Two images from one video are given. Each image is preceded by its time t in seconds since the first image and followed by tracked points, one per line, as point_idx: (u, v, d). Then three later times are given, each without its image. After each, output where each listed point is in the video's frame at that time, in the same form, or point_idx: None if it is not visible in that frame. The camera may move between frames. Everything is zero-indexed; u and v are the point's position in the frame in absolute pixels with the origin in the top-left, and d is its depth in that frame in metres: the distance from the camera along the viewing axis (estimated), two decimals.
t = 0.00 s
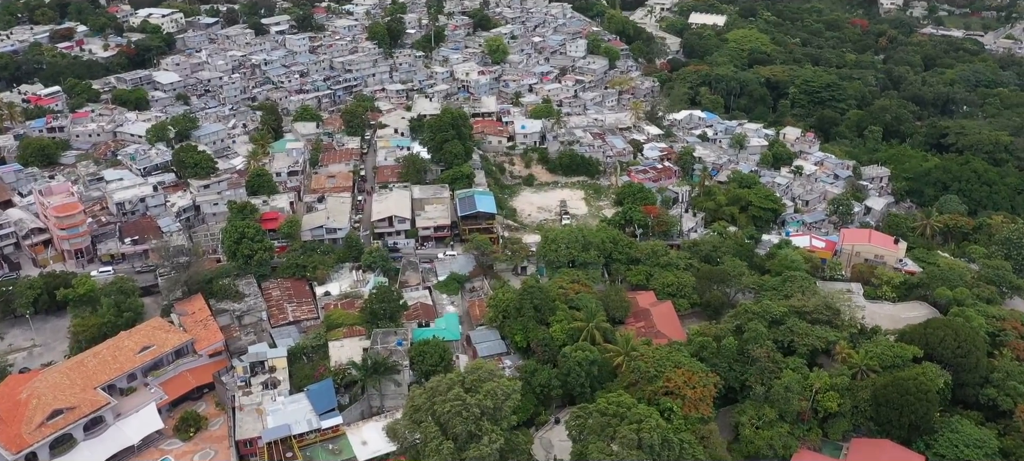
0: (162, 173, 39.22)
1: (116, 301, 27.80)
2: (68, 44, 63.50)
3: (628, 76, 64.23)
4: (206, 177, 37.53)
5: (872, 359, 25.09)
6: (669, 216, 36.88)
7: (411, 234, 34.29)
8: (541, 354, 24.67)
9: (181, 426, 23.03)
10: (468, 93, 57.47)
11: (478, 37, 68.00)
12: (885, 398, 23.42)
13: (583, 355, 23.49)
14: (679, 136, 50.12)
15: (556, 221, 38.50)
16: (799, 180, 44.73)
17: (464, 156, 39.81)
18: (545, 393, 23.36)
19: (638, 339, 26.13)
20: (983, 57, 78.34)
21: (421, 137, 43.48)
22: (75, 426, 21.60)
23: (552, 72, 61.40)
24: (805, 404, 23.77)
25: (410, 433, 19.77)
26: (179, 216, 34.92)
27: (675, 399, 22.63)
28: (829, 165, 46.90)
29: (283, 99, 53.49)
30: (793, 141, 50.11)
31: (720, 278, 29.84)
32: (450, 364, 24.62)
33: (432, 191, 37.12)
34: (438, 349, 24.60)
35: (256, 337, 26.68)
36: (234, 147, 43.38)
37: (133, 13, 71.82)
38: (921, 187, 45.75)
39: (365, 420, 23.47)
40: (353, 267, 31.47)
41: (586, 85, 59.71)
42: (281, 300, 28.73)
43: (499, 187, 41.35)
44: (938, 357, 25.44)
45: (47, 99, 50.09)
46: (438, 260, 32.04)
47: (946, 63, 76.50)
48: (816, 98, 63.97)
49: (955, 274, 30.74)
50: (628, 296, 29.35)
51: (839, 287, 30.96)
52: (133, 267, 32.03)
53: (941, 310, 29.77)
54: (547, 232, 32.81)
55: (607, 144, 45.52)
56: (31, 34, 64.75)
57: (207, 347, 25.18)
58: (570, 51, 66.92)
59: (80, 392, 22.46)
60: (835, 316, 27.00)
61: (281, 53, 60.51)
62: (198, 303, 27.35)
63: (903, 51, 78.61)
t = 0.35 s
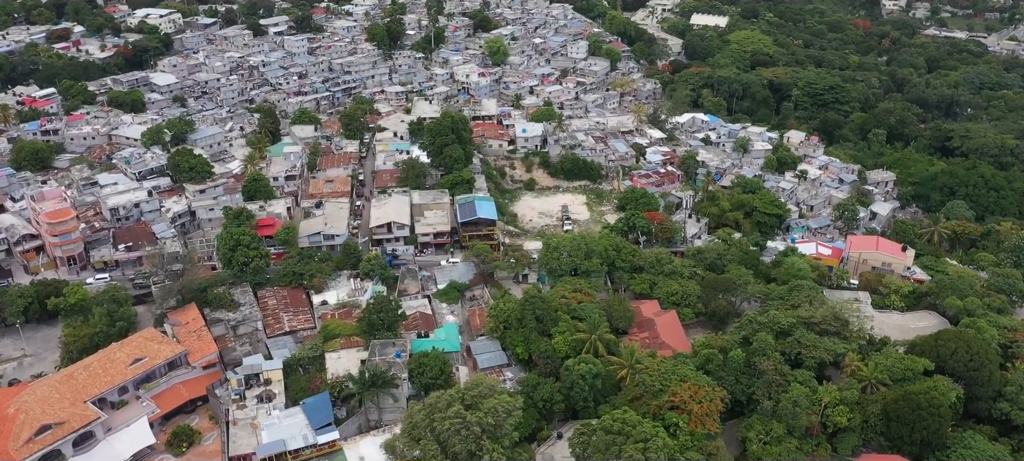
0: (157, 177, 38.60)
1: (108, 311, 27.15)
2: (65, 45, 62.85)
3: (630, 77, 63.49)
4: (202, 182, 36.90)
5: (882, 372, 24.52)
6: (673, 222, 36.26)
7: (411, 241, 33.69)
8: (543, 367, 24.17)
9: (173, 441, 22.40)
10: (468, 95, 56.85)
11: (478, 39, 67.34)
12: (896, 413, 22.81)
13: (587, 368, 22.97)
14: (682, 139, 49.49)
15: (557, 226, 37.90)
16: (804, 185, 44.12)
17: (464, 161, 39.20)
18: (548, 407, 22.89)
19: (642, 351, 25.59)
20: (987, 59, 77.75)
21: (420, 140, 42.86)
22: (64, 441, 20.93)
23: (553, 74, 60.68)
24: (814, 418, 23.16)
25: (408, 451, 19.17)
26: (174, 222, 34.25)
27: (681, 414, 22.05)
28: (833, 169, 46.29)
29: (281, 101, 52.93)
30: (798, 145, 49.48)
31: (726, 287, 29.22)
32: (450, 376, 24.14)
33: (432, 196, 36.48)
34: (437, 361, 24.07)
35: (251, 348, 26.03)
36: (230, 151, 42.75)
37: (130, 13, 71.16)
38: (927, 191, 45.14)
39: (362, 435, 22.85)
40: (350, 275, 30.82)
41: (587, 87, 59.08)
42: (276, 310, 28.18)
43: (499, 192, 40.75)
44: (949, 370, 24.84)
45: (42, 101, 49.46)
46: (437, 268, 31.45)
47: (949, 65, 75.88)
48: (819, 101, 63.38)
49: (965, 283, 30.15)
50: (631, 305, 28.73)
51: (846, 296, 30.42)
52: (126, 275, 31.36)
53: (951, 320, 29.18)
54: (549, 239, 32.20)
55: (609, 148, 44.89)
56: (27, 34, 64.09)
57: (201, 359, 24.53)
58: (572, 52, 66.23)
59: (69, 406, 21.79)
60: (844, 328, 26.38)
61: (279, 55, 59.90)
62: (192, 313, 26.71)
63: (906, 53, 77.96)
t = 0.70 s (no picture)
0: (153, 181, 38.02)
1: (100, 320, 26.56)
2: (61, 46, 62.20)
3: (632, 79, 62.84)
4: (198, 186, 36.30)
5: (892, 384, 23.94)
6: (677, 227, 35.68)
7: (410, 247, 33.11)
8: (545, 379, 23.54)
9: (166, 456, 21.81)
10: (468, 97, 56.28)
11: (479, 40, 66.71)
12: (908, 427, 22.22)
13: (590, 381, 22.38)
14: (685, 142, 48.90)
15: (559, 231, 37.36)
16: (808, 189, 43.56)
17: (465, 165, 38.61)
18: (551, 421, 22.12)
19: (646, 362, 25.01)
20: (991, 60, 77.17)
21: (420, 144, 42.24)
22: (52, 457, 20.33)
23: (554, 75, 59.98)
24: (823, 432, 22.61)
25: None
26: (168, 228, 33.67)
27: (687, 428, 21.51)
28: (838, 172, 45.73)
29: (279, 102, 52.35)
30: (802, 148, 48.91)
31: (731, 295, 28.65)
32: (450, 388, 23.51)
33: (431, 201, 35.87)
34: (437, 373, 23.54)
35: (246, 358, 25.49)
36: (228, 154, 42.15)
37: (128, 13, 70.49)
38: (932, 195, 44.60)
39: (360, 449, 22.24)
40: (349, 282, 30.22)
41: (589, 89, 58.47)
42: (273, 318, 27.49)
43: (500, 196, 40.21)
44: (961, 382, 24.27)
45: (37, 103, 48.45)
46: (437, 275, 30.78)
47: (953, 67, 75.27)
48: (822, 103, 62.82)
49: (975, 292, 29.59)
50: (635, 314, 28.12)
51: (853, 305, 29.95)
52: (119, 282, 30.71)
53: (961, 330, 28.61)
54: (551, 246, 31.62)
55: (611, 152, 44.29)
56: (24, 34, 63.46)
57: (195, 370, 23.92)
58: (573, 53, 65.56)
59: (59, 420, 21.19)
60: (852, 338, 25.80)
61: (278, 56, 59.32)
62: (186, 323, 26.13)
63: (910, 54, 77.34)
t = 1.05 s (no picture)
0: (148, 185, 37.42)
1: (92, 329, 26.01)
2: (58, 46, 61.60)
3: (634, 81, 62.24)
4: (194, 191, 35.74)
5: (902, 397, 23.37)
6: (680, 233, 35.11)
7: (409, 253, 32.54)
8: (547, 391, 23.01)
9: None
10: (469, 99, 55.70)
11: (479, 41, 66.10)
12: (919, 441, 21.69)
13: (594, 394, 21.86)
14: (688, 146, 48.34)
15: (560, 237, 36.83)
16: (813, 193, 43.02)
17: (465, 169, 38.05)
18: (553, 436, 21.58)
19: (651, 373, 24.47)
20: (995, 62, 76.57)
21: (419, 147, 41.67)
22: None
23: (555, 76, 59.35)
24: (832, 447, 22.07)
25: None
26: (164, 233, 33.08)
27: (692, 443, 21.04)
28: (843, 176, 45.17)
29: (277, 104, 51.81)
30: (806, 152, 48.37)
31: (737, 304, 28.06)
32: (450, 401, 22.93)
33: (431, 206, 35.30)
34: (437, 385, 22.94)
35: (241, 368, 24.89)
36: (225, 158, 41.59)
37: (126, 14, 69.88)
38: (938, 200, 44.06)
39: None
40: (346, 290, 29.65)
41: (590, 91, 57.90)
42: (269, 327, 26.88)
43: (500, 201, 39.69)
44: (972, 395, 23.72)
45: (32, 105, 47.84)
46: (436, 283, 30.20)
47: (957, 69, 74.67)
48: (826, 105, 62.27)
49: (985, 301, 29.03)
50: (639, 323, 27.54)
51: (861, 314, 29.42)
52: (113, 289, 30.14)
53: (971, 339, 28.04)
54: (553, 253, 31.04)
55: (613, 156, 43.72)
56: (21, 35, 62.89)
57: (188, 381, 23.32)
58: (574, 55, 64.93)
59: (47, 434, 20.62)
60: (861, 349, 25.24)
61: (276, 57, 58.76)
62: (180, 333, 25.59)
63: (913, 56, 76.73)
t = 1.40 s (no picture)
0: (144, 189, 36.86)
1: (85, 338, 25.51)
2: (56, 47, 61.06)
3: (636, 82, 61.67)
4: (192, 194, 35.24)
5: (912, 408, 22.88)
6: (684, 238, 34.60)
7: (409, 258, 32.05)
8: (549, 402, 22.54)
9: None
10: (469, 100, 55.20)
11: (480, 41, 65.57)
12: (929, 454, 21.22)
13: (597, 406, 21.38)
14: (690, 148, 47.85)
15: (562, 241, 36.34)
16: (817, 196, 42.49)
17: (465, 173, 37.55)
18: (555, 448, 21.13)
19: (655, 383, 24.00)
20: (999, 63, 75.98)
21: (419, 150, 41.16)
22: None
23: (556, 77, 58.80)
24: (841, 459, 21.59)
25: None
26: (160, 238, 32.52)
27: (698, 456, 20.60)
28: (848, 179, 44.66)
29: (276, 106, 51.32)
30: (810, 155, 47.86)
31: (742, 311, 27.53)
32: (450, 412, 22.43)
33: (431, 210, 34.80)
34: (436, 395, 22.43)
35: (237, 377, 24.38)
36: (222, 160, 41.12)
37: (124, 14, 69.30)
38: (944, 203, 43.54)
39: None
40: (344, 296, 29.15)
41: (591, 92, 57.38)
42: (266, 335, 26.39)
43: (501, 205, 39.22)
44: (984, 406, 23.22)
45: (28, 106, 47.32)
46: (436, 289, 29.73)
47: (960, 70, 74.09)
48: (829, 106, 61.73)
49: (995, 308, 28.54)
50: (642, 331, 27.05)
51: (868, 321, 28.97)
52: (107, 295, 29.59)
53: (981, 348, 27.54)
54: (554, 258, 30.54)
55: (615, 159, 43.24)
56: (18, 35, 62.37)
57: (182, 392, 22.80)
58: (576, 55, 64.35)
59: (37, 446, 20.13)
60: (869, 358, 24.73)
61: (275, 58, 58.27)
62: (174, 342, 25.11)
63: (917, 57, 76.14)
